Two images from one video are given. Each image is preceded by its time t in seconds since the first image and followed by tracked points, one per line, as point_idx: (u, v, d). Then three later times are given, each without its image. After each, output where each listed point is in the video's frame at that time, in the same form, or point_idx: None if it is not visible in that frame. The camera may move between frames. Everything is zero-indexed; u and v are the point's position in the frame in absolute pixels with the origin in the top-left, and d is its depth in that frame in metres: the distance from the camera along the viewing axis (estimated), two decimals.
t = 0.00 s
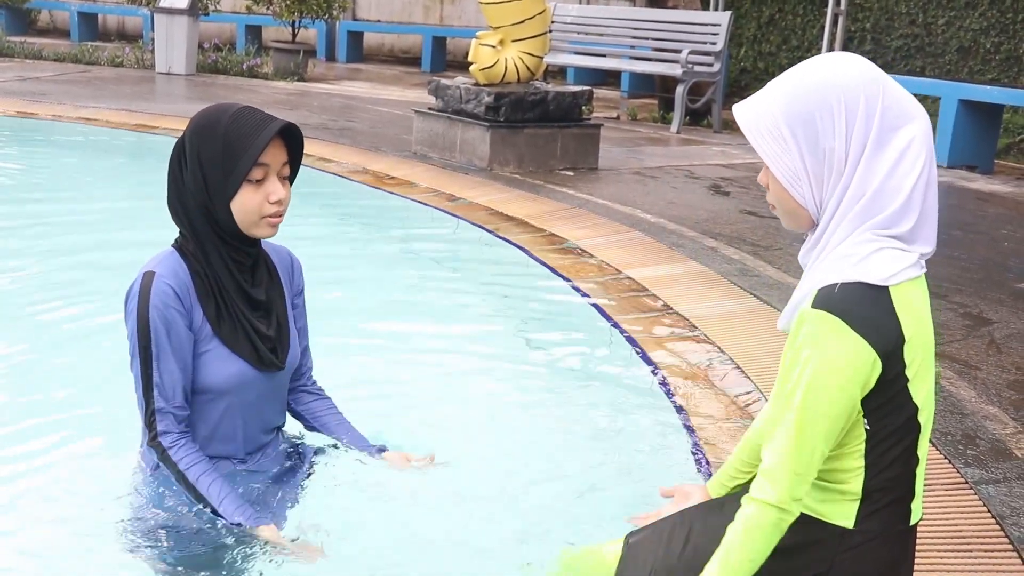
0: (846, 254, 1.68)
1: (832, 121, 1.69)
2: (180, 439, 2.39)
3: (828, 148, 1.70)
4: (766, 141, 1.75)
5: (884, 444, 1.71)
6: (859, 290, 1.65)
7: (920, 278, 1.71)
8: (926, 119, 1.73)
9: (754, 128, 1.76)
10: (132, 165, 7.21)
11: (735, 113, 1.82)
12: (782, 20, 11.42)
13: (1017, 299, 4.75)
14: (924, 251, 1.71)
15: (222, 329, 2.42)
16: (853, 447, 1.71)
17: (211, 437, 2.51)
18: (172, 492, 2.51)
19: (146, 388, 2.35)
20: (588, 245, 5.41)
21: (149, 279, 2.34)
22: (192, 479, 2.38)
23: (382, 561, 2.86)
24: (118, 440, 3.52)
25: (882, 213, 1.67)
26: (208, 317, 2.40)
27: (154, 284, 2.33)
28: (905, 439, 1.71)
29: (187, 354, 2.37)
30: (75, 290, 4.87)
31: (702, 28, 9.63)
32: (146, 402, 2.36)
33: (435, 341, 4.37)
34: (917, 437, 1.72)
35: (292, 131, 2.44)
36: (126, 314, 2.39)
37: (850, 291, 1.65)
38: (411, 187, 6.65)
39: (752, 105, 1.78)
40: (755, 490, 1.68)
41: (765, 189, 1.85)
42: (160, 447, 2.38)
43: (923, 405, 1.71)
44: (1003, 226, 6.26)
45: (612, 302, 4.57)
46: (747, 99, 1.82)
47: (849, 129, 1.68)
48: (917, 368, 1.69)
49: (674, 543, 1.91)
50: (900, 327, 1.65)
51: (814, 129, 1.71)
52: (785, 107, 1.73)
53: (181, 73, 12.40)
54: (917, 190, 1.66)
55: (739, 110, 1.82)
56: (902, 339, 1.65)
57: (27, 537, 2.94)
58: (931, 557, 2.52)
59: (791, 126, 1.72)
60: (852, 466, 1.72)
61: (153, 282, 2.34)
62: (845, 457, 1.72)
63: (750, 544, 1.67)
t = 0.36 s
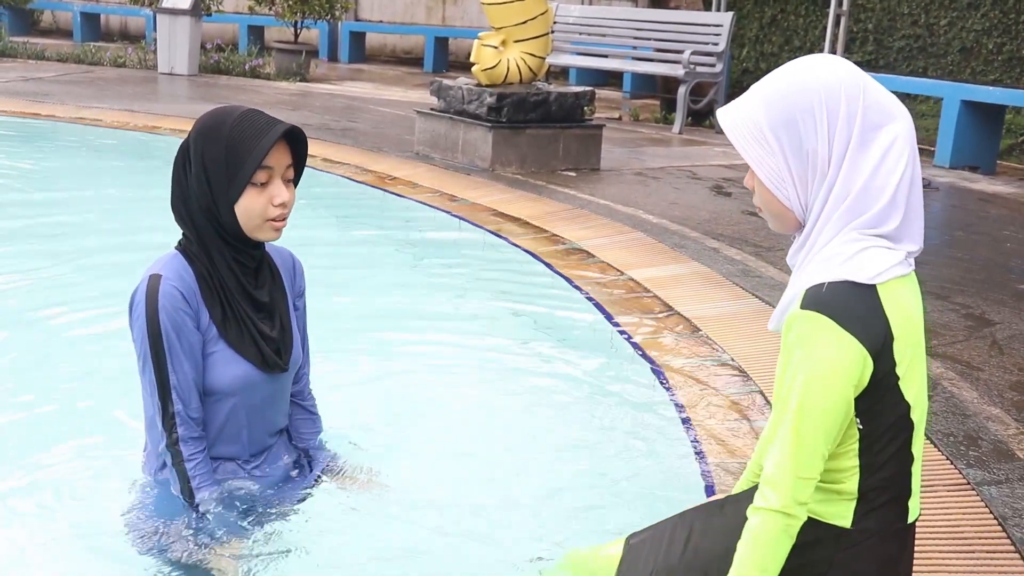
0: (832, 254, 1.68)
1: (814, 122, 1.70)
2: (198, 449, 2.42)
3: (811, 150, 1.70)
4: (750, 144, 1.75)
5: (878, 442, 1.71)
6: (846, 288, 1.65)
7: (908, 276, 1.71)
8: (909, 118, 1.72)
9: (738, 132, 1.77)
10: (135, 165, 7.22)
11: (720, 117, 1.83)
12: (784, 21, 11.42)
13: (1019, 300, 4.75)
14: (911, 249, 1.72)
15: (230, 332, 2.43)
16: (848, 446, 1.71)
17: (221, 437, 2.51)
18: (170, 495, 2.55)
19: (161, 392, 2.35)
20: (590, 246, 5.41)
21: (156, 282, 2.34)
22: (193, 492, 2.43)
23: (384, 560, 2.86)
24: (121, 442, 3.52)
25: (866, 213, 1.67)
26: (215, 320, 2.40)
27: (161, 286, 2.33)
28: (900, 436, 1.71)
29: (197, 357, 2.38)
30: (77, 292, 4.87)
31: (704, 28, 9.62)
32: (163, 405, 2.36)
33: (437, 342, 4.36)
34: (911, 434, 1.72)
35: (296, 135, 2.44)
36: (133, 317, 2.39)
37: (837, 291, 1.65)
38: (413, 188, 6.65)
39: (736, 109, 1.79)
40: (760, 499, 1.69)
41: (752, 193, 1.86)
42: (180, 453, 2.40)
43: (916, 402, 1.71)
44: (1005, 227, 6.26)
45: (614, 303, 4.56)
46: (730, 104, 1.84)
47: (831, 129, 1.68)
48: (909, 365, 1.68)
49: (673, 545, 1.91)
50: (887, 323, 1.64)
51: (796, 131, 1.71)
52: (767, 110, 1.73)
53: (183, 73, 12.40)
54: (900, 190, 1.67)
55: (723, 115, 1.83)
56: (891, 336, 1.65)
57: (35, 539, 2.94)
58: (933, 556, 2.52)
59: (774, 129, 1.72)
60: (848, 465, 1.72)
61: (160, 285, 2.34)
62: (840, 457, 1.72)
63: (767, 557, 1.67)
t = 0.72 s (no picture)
0: (837, 258, 1.69)
1: (829, 126, 1.69)
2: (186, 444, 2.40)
3: (823, 154, 1.70)
4: (762, 143, 1.75)
5: (880, 447, 1.71)
6: (851, 292, 1.66)
7: (912, 281, 1.72)
8: (921, 128, 1.73)
9: (751, 129, 1.76)
10: (136, 169, 7.22)
11: (733, 113, 1.82)
12: (785, 26, 11.43)
13: (1019, 305, 4.76)
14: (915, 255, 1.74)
15: (227, 334, 2.43)
16: (850, 451, 1.72)
17: (216, 437, 2.51)
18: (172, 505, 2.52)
19: (151, 391, 2.35)
20: (591, 250, 5.42)
21: (153, 282, 2.35)
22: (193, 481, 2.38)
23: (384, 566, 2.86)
24: (121, 445, 3.52)
25: (875, 220, 1.69)
26: (212, 321, 2.41)
27: (158, 286, 2.34)
28: (901, 441, 1.72)
29: (190, 357, 2.37)
30: (78, 295, 4.87)
31: (705, 33, 9.64)
32: (150, 404, 2.36)
33: (437, 346, 4.37)
34: (911, 440, 1.72)
35: (291, 138, 2.45)
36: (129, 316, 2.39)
37: (841, 294, 1.66)
38: (414, 192, 6.66)
39: (749, 105, 1.78)
40: (740, 488, 1.69)
41: (757, 189, 1.86)
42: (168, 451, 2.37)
43: (917, 407, 1.72)
44: (1005, 232, 6.26)
45: (614, 308, 4.57)
46: (744, 99, 1.82)
47: (846, 134, 1.68)
48: (911, 371, 1.69)
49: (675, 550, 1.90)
50: (891, 329, 1.65)
51: (811, 134, 1.71)
52: (783, 111, 1.72)
53: (184, 77, 12.42)
54: (910, 200, 1.68)
55: (737, 109, 1.82)
56: (894, 341, 1.65)
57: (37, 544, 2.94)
58: (934, 563, 2.52)
59: (788, 130, 1.72)
60: (849, 470, 1.72)
61: (157, 285, 2.34)
62: (841, 461, 1.72)
63: (732, 542, 1.67)
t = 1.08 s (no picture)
0: (846, 257, 1.69)
1: (844, 126, 1.69)
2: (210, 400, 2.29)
3: (837, 154, 1.70)
4: (777, 139, 1.74)
5: (878, 449, 1.71)
6: (859, 291, 1.66)
7: (920, 285, 1.71)
8: (937, 134, 1.73)
9: (767, 125, 1.76)
10: (135, 172, 7.21)
11: (750, 108, 1.82)
12: (784, 29, 11.43)
13: (1019, 308, 4.75)
14: (924, 259, 1.73)
15: (226, 333, 2.42)
16: (847, 451, 1.71)
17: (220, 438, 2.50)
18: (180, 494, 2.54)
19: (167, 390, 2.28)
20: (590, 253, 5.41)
21: (151, 280, 2.34)
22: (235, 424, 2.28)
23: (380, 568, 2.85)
24: (118, 448, 3.51)
25: (887, 223, 1.69)
26: (212, 321, 2.40)
27: (157, 283, 2.34)
28: (899, 444, 1.71)
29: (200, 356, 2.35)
30: (77, 298, 4.86)
31: (705, 36, 9.63)
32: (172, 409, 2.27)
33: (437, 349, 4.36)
34: (910, 443, 1.72)
35: (286, 138, 2.45)
36: (130, 317, 2.36)
37: (847, 290, 1.65)
38: (414, 195, 6.65)
39: (766, 101, 1.78)
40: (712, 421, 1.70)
41: (768, 186, 1.86)
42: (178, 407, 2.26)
43: (918, 409, 1.71)
44: (1005, 235, 6.26)
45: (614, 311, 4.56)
46: (761, 94, 1.82)
47: (861, 135, 1.68)
48: (912, 372, 1.69)
49: (674, 554, 1.90)
50: (894, 331, 1.66)
51: (826, 133, 1.70)
52: (799, 109, 1.72)
53: (184, 79, 12.42)
54: (923, 205, 1.68)
55: (752, 105, 1.82)
56: (895, 343, 1.66)
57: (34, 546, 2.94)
58: (934, 565, 2.51)
59: (803, 128, 1.71)
60: (847, 471, 1.72)
61: (155, 282, 2.34)
62: (840, 462, 1.72)
63: (668, 436, 1.73)
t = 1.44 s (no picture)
0: (844, 258, 1.68)
1: (842, 127, 1.68)
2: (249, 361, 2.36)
3: (835, 154, 1.69)
4: (773, 140, 1.73)
5: (876, 451, 1.70)
6: (856, 293, 1.66)
7: (916, 288, 1.71)
8: (934, 136, 1.73)
9: (764, 125, 1.75)
10: (135, 171, 7.21)
11: (748, 109, 1.81)
12: (785, 30, 11.43)
13: (1019, 311, 4.75)
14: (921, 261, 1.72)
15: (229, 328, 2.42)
16: (845, 452, 1.71)
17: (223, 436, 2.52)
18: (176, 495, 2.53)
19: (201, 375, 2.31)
20: (590, 254, 5.41)
21: (157, 283, 2.36)
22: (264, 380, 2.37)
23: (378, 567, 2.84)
24: (117, 448, 3.51)
25: (884, 223, 1.68)
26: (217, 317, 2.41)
27: (164, 285, 2.36)
28: (898, 445, 1.71)
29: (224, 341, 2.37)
30: (76, 297, 4.86)
31: (705, 37, 9.63)
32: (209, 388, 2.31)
33: (437, 349, 4.36)
34: (909, 444, 1.71)
35: (285, 135, 2.44)
36: (140, 314, 2.38)
37: (845, 291, 1.66)
38: (414, 195, 6.65)
39: (765, 103, 1.77)
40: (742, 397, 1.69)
41: (765, 186, 1.85)
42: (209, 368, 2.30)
43: (916, 410, 1.71)
44: (1005, 237, 6.26)
45: (614, 312, 4.56)
46: (759, 96, 1.81)
47: (858, 135, 1.68)
48: (910, 375, 1.69)
49: (672, 554, 1.90)
50: (890, 333, 1.65)
51: (823, 133, 1.69)
52: (797, 108, 1.71)
53: (184, 78, 12.41)
54: (919, 206, 1.68)
55: (751, 106, 1.81)
56: (892, 346, 1.66)
57: (32, 544, 2.93)
58: (932, 567, 2.51)
59: (800, 127, 1.70)
60: (845, 472, 1.72)
61: (162, 284, 2.37)
62: (837, 463, 1.72)
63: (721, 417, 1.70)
